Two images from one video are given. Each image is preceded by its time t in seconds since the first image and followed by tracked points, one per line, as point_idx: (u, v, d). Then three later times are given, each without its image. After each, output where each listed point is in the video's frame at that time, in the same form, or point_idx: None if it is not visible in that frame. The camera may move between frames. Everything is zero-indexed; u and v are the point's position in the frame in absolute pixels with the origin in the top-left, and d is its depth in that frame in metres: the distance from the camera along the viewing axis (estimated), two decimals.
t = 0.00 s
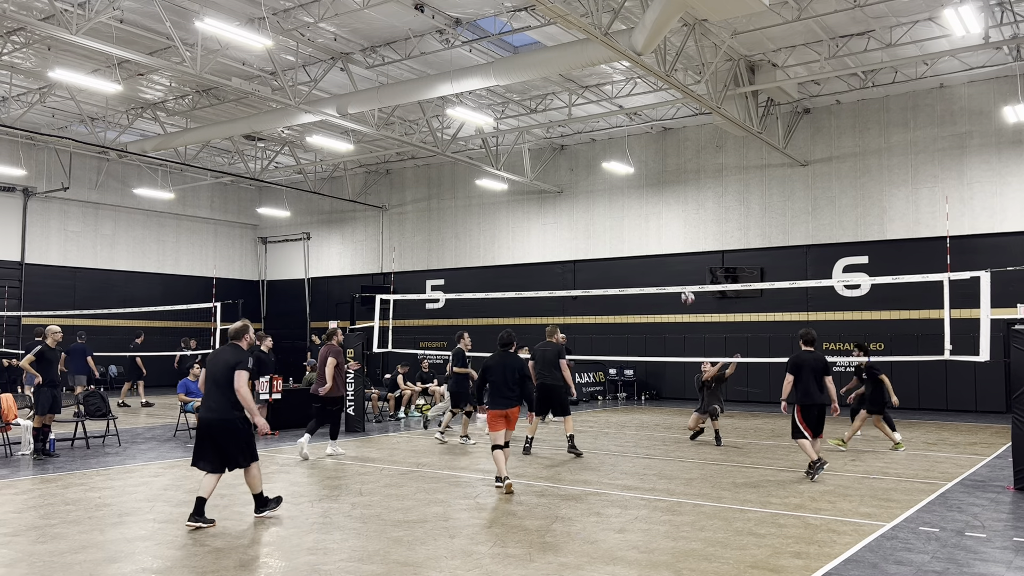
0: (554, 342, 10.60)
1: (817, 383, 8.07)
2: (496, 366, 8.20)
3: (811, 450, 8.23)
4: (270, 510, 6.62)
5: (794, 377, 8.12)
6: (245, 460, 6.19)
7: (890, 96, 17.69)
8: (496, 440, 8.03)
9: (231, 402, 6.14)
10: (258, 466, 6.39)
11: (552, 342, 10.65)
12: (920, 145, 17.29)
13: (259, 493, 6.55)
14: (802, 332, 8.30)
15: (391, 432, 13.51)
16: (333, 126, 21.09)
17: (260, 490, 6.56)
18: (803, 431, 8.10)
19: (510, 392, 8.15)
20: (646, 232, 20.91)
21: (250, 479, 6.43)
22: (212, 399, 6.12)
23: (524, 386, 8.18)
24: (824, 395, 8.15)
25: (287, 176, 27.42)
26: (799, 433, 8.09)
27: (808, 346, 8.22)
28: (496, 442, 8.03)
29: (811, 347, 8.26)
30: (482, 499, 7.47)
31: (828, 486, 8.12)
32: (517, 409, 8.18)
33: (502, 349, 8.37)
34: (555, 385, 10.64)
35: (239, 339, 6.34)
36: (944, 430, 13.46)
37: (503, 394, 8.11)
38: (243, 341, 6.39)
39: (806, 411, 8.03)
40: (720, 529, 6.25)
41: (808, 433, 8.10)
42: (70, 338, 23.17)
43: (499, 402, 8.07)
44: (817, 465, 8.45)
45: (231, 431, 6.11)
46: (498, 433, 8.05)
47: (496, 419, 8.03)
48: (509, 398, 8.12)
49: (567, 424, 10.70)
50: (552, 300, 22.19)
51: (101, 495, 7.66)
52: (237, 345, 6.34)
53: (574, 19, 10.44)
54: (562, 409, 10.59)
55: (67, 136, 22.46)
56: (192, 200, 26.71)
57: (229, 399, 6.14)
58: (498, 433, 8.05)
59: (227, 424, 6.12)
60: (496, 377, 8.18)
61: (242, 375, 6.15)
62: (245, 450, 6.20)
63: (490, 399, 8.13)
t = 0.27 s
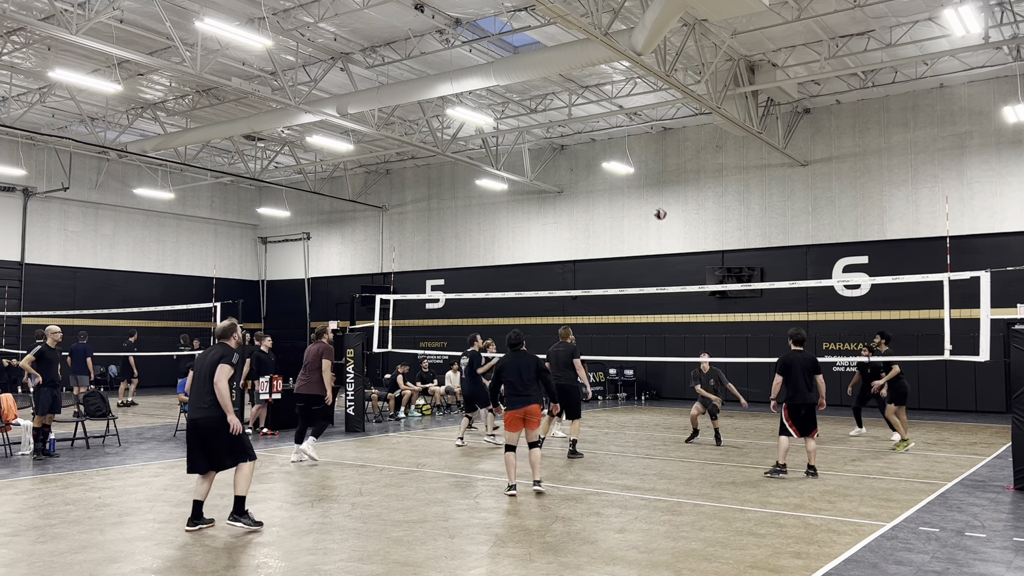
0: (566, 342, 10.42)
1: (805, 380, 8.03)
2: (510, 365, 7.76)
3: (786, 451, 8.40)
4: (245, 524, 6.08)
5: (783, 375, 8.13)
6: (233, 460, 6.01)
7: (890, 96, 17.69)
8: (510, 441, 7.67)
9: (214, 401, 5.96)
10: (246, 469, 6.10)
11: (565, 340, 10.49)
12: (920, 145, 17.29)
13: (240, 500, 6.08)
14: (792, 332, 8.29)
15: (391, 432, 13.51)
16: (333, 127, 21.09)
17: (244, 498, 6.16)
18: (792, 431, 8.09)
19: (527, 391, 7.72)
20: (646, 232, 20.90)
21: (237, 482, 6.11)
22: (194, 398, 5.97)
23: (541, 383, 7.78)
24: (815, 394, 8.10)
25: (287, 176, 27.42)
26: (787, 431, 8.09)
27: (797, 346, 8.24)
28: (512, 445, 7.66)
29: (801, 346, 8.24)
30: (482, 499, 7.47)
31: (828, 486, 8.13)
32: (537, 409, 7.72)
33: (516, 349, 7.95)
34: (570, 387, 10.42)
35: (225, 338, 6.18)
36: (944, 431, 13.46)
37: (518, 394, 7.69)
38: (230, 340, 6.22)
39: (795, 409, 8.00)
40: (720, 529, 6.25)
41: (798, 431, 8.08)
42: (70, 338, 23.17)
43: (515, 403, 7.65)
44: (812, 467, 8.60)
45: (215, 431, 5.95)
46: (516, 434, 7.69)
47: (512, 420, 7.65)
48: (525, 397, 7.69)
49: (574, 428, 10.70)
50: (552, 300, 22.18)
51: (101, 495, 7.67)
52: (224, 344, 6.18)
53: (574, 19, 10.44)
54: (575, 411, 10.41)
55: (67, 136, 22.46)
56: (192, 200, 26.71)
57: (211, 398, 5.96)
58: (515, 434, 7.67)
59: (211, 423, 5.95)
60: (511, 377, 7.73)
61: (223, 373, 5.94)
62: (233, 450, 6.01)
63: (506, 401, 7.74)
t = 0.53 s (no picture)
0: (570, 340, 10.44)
1: (786, 380, 8.01)
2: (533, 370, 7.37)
3: (773, 454, 8.47)
4: (218, 541, 5.33)
5: (765, 376, 8.18)
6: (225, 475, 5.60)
7: (890, 96, 17.69)
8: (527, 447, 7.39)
9: (210, 412, 5.67)
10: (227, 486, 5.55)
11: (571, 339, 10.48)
12: (920, 145, 17.29)
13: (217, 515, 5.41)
14: (776, 332, 8.33)
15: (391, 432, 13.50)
16: (333, 126, 21.09)
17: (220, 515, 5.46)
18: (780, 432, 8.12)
19: (549, 401, 7.27)
20: (646, 232, 20.90)
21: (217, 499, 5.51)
22: (191, 409, 5.70)
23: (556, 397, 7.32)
24: (801, 393, 8.07)
25: (287, 176, 27.42)
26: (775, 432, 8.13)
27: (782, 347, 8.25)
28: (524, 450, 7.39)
29: (785, 346, 8.25)
30: (482, 499, 7.47)
31: (828, 487, 8.12)
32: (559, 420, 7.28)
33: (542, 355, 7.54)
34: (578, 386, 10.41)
35: (221, 345, 5.88)
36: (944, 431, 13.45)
37: (539, 405, 7.27)
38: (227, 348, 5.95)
39: (780, 410, 8.02)
40: (720, 529, 6.25)
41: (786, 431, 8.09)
42: (70, 338, 23.18)
43: (534, 412, 7.27)
44: (807, 464, 8.64)
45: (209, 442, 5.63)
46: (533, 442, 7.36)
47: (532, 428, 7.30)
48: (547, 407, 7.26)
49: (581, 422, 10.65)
50: (552, 300, 22.18)
51: (101, 495, 7.66)
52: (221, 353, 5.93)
53: (574, 19, 10.44)
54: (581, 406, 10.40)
55: (67, 136, 22.46)
56: (192, 200, 26.71)
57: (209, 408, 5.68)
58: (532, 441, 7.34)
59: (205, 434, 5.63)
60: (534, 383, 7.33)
61: (231, 384, 5.76)
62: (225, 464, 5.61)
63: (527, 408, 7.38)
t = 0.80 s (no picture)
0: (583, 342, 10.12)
1: (780, 379, 7.99)
2: (559, 363, 7.11)
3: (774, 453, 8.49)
4: (216, 553, 5.30)
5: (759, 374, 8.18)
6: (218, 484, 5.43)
7: (890, 96, 17.69)
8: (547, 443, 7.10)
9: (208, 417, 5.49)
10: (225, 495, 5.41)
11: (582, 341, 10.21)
12: (920, 144, 17.29)
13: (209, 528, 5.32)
14: (768, 332, 8.30)
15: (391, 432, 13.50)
16: (333, 126, 21.09)
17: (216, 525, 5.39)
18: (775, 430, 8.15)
19: (575, 395, 7.01)
20: (646, 232, 20.90)
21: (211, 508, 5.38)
22: (186, 412, 5.47)
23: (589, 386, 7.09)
24: (795, 392, 8.06)
25: (287, 176, 27.42)
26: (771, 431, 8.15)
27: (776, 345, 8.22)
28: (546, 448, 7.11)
29: (778, 346, 8.26)
30: (482, 499, 7.47)
31: (828, 487, 8.12)
32: (584, 417, 6.99)
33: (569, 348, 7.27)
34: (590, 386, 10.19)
35: (219, 347, 5.68)
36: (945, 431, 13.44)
37: (566, 398, 6.99)
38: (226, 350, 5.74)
39: (776, 409, 8.02)
40: (720, 529, 6.25)
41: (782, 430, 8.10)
42: (70, 338, 23.18)
43: (559, 406, 6.97)
44: (800, 465, 8.56)
45: (203, 448, 5.41)
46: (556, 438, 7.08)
47: (553, 423, 6.99)
48: (572, 402, 6.98)
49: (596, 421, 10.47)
50: (552, 300, 22.17)
51: (101, 495, 7.66)
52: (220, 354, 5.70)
53: (573, 19, 10.43)
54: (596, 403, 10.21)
55: (67, 136, 22.46)
56: (192, 200, 26.72)
57: (207, 414, 5.49)
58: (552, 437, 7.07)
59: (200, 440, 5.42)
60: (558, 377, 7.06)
61: (236, 391, 5.62)
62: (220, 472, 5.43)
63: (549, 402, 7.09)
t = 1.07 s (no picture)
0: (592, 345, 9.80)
1: (790, 380, 7.99)
2: (565, 365, 6.76)
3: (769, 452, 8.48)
4: (216, 553, 5.30)
5: (767, 376, 8.04)
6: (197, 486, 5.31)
7: (890, 96, 17.69)
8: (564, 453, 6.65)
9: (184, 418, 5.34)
10: (216, 493, 5.33)
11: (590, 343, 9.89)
12: (920, 144, 17.29)
13: (207, 528, 5.30)
14: (770, 335, 8.27)
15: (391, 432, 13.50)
16: (333, 126, 21.09)
17: (213, 524, 5.37)
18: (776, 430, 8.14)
19: (586, 399, 6.66)
20: (646, 232, 20.90)
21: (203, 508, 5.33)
22: (162, 413, 5.36)
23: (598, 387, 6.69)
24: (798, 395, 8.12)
25: (287, 176, 27.43)
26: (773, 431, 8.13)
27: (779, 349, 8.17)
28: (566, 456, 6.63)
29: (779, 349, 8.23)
30: (482, 499, 7.47)
31: (827, 487, 8.12)
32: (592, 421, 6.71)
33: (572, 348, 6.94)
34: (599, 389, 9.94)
35: (204, 348, 5.62)
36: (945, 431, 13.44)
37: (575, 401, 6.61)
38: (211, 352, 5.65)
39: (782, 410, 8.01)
40: (719, 529, 6.25)
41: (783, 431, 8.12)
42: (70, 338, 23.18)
43: (569, 410, 6.60)
44: (795, 468, 8.53)
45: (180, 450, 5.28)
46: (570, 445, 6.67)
47: (565, 428, 6.63)
48: (583, 406, 6.64)
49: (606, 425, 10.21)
50: (552, 300, 22.18)
51: (101, 495, 7.66)
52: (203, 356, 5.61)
53: (573, 19, 10.43)
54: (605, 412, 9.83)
55: (67, 136, 22.46)
56: (192, 200, 26.72)
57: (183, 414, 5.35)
58: (567, 444, 6.66)
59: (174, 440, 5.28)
60: (566, 380, 6.70)
61: (210, 391, 5.41)
62: (199, 474, 5.31)
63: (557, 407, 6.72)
